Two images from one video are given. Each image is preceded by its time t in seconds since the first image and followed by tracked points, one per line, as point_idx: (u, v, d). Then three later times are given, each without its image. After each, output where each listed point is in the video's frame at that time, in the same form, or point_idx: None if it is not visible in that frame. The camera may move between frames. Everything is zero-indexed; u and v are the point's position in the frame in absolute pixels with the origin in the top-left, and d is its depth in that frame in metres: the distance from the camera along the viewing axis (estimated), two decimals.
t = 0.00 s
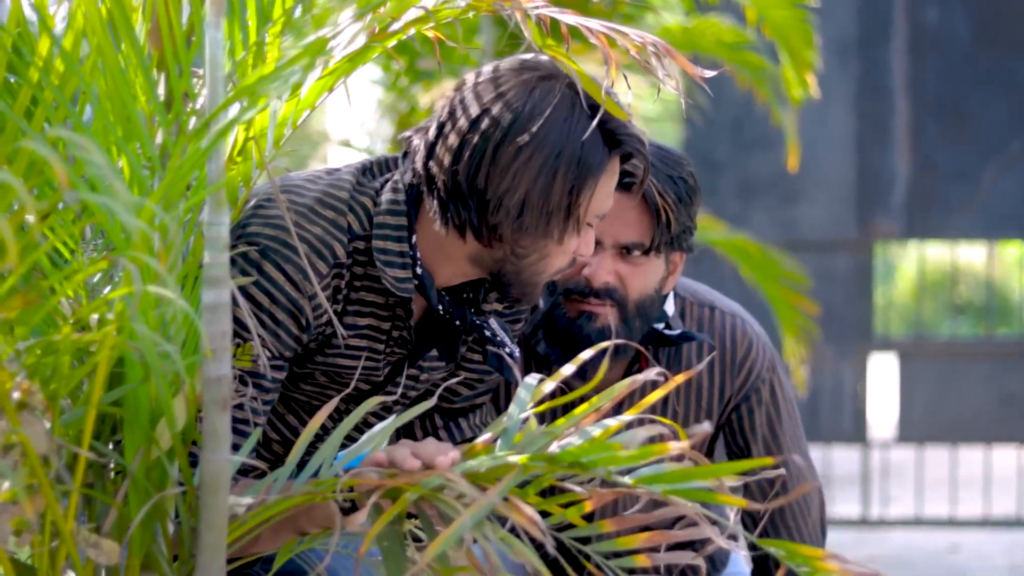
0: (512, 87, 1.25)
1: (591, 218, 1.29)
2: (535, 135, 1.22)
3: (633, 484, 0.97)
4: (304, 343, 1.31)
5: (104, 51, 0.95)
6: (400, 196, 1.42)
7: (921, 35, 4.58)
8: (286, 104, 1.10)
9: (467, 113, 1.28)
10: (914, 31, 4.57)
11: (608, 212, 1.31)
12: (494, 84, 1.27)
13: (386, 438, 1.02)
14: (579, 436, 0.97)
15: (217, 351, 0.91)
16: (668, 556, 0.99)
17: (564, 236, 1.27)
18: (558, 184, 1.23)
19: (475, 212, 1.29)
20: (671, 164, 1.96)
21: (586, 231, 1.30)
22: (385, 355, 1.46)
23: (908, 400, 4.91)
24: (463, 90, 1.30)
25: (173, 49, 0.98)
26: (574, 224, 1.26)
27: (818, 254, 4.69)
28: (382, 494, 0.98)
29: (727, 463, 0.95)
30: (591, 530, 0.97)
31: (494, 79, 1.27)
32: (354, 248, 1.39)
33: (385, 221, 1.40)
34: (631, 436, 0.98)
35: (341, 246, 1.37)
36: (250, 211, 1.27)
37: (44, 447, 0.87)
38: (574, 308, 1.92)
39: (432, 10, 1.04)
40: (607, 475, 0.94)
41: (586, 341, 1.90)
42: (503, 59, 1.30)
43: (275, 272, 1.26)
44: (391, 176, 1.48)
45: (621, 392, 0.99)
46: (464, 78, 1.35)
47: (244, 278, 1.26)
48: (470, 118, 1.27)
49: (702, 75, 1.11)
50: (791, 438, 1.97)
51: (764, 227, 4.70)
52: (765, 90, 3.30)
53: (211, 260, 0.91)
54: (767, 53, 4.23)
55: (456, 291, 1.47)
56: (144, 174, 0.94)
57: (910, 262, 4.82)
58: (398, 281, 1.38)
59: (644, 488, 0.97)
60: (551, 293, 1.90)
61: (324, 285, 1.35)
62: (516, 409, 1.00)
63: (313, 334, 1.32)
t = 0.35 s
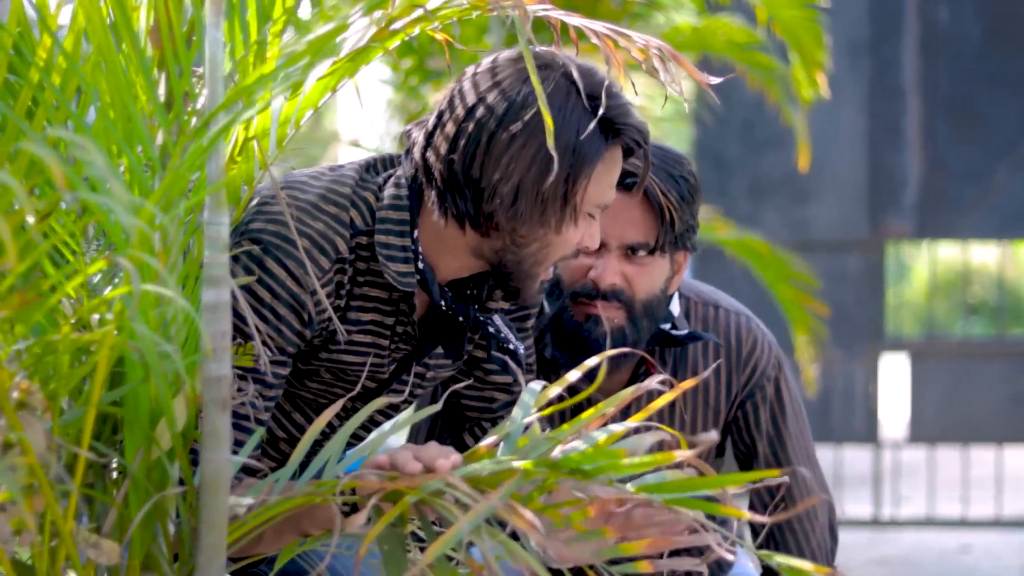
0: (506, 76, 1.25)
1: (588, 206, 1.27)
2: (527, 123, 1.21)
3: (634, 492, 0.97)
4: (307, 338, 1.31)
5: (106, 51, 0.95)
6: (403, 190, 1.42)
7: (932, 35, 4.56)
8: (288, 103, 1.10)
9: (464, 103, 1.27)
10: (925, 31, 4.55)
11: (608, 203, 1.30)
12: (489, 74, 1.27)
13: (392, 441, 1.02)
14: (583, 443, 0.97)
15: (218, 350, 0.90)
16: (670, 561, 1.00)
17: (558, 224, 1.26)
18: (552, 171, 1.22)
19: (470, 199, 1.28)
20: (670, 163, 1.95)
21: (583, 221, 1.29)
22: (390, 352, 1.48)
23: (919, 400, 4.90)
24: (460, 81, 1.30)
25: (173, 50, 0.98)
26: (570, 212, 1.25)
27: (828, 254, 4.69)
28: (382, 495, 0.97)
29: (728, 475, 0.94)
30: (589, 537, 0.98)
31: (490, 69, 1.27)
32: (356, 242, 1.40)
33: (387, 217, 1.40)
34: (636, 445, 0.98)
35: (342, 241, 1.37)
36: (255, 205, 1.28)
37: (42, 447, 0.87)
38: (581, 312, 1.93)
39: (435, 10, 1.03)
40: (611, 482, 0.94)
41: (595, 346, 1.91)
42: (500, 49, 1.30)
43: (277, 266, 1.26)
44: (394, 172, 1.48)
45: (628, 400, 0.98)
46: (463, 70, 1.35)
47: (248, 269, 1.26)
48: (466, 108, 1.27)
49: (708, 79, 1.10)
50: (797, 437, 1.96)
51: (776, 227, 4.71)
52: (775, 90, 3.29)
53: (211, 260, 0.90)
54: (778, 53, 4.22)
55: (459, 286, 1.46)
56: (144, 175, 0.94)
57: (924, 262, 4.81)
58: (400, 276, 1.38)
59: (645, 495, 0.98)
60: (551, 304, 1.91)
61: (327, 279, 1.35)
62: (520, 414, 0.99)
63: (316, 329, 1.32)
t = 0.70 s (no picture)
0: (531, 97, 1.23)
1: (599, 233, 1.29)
2: (557, 143, 1.19)
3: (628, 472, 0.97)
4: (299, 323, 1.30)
5: (105, 49, 0.95)
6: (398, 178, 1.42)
7: (939, 33, 4.55)
8: (287, 98, 1.10)
9: (483, 121, 1.25)
10: (932, 29, 4.54)
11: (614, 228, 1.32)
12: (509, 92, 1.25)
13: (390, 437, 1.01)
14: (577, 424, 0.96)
15: (215, 347, 0.90)
16: (669, 540, 0.99)
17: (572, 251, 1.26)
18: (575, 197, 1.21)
19: (487, 217, 1.26)
20: (673, 161, 1.95)
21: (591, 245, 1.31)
22: (386, 346, 1.48)
23: (927, 399, 4.88)
24: (476, 96, 1.28)
25: (172, 46, 0.98)
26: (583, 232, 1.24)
27: (835, 252, 4.67)
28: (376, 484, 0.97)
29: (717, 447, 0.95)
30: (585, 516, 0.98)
31: (510, 87, 1.25)
32: (348, 229, 1.41)
33: (379, 208, 1.39)
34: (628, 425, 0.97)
35: (335, 227, 1.38)
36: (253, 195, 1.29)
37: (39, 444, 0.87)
38: (584, 313, 1.91)
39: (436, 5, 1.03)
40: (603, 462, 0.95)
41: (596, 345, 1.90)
42: (514, 66, 1.29)
43: (268, 249, 1.25)
44: (389, 163, 1.49)
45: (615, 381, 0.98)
46: (472, 82, 1.33)
47: (239, 252, 1.25)
48: (487, 124, 1.25)
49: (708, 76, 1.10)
50: (800, 435, 1.95)
51: (783, 226, 4.67)
52: (782, 88, 3.28)
53: (209, 256, 0.90)
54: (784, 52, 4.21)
55: (454, 280, 1.45)
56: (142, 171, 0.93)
57: (934, 262, 4.75)
58: (388, 268, 1.39)
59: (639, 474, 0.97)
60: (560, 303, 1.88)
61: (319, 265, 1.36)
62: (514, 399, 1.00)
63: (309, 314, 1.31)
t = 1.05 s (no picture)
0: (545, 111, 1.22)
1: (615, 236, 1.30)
2: (576, 157, 1.19)
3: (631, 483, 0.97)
4: (306, 327, 1.31)
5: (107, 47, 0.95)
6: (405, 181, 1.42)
7: (948, 33, 4.54)
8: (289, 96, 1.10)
9: (497, 138, 1.24)
10: (942, 28, 4.53)
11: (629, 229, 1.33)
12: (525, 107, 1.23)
13: (397, 440, 1.00)
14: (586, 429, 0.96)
15: (215, 345, 0.89)
16: (671, 533, 0.99)
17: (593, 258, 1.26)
18: (595, 209, 1.21)
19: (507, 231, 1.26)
20: (677, 159, 1.94)
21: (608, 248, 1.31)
22: (395, 346, 1.48)
23: (936, 399, 4.87)
24: (487, 110, 1.27)
25: (172, 44, 0.98)
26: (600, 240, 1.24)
27: (844, 252, 4.66)
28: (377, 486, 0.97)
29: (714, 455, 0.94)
30: (586, 510, 0.99)
31: (523, 103, 1.24)
32: (353, 233, 1.41)
33: (386, 213, 1.39)
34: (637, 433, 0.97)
35: (341, 230, 1.39)
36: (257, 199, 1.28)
37: (39, 441, 0.87)
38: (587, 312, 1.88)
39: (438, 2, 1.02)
40: (603, 473, 0.96)
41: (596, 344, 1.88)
42: (519, 73, 1.27)
43: (271, 254, 1.26)
44: (395, 165, 1.48)
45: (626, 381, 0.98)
46: (477, 90, 1.31)
47: (244, 257, 1.25)
48: (503, 140, 1.24)
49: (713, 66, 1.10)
50: (805, 435, 1.94)
51: (792, 225, 4.67)
52: (790, 88, 3.27)
53: (209, 254, 0.89)
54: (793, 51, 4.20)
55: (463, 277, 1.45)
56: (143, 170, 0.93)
57: (944, 262, 4.68)
58: (395, 274, 1.39)
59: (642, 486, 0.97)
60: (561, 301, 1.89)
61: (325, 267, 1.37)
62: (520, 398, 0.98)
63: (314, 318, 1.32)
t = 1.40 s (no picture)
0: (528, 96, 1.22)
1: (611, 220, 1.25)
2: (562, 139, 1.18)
3: (632, 479, 0.97)
4: (308, 326, 1.31)
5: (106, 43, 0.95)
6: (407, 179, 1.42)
7: (954, 33, 4.53)
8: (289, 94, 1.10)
9: (484, 128, 1.24)
10: (947, 27, 4.53)
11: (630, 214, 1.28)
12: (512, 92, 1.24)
13: (400, 441, 1.00)
14: (581, 431, 0.98)
15: (214, 342, 0.89)
16: (673, 529, 0.98)
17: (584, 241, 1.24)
18: (581, 193, 1.19)
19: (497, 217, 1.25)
20: (675, 157, 1.94)
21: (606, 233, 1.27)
22: (398, 344, 1.48)
23: (942, 398, 4.86)
24: (476, 98, 1.27)
25: (172, 42, 0.98)
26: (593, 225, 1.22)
27: (849, 252, 4.65)
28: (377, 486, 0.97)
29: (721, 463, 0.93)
30: (585, 507, 0.99)
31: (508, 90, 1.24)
32: (356, 231, 1.41)
33: (389, 210, 1.39)
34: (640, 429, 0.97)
35: (343, 229, 1.39)
36: (259, 196, 1.28)
37: (37, 437, 0.87)
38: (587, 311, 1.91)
39: None
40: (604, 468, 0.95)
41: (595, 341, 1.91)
42: (511, 63, 1.27)
43: (275, 251, 1.26)
44: (398, 162, 1.49)
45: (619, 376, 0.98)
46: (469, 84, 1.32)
47: (246, 255, 1.26)
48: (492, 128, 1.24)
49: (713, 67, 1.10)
50: (804, 434, 1.93)
51: (798, 224, 4.66)
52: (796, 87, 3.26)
53: (208, 252, 0.89)
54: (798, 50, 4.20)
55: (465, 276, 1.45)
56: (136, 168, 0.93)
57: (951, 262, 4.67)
58: (397, 271, 1.39)
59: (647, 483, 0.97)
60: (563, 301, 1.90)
61: (328, 266, 1.36)
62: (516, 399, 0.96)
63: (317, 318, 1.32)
